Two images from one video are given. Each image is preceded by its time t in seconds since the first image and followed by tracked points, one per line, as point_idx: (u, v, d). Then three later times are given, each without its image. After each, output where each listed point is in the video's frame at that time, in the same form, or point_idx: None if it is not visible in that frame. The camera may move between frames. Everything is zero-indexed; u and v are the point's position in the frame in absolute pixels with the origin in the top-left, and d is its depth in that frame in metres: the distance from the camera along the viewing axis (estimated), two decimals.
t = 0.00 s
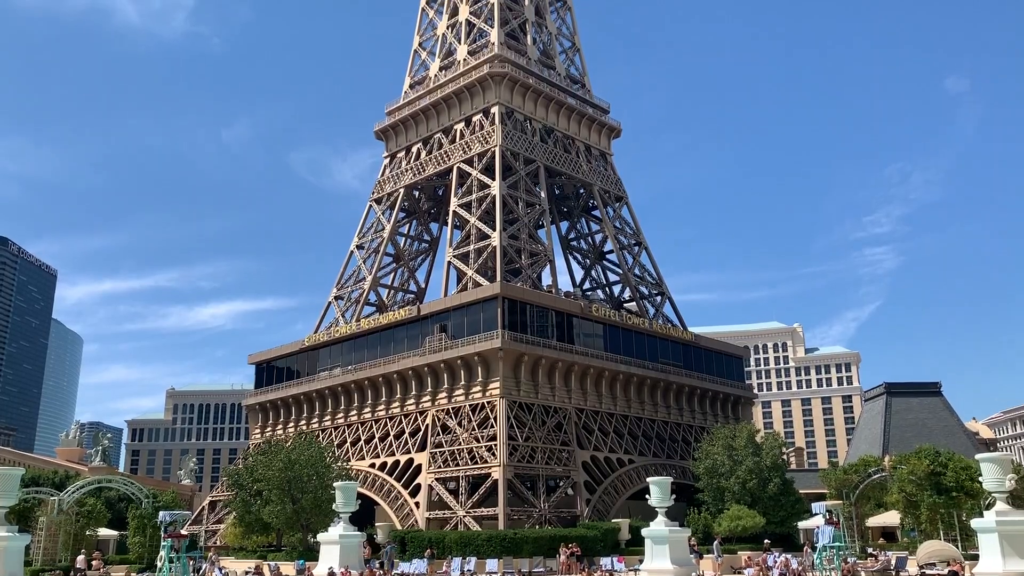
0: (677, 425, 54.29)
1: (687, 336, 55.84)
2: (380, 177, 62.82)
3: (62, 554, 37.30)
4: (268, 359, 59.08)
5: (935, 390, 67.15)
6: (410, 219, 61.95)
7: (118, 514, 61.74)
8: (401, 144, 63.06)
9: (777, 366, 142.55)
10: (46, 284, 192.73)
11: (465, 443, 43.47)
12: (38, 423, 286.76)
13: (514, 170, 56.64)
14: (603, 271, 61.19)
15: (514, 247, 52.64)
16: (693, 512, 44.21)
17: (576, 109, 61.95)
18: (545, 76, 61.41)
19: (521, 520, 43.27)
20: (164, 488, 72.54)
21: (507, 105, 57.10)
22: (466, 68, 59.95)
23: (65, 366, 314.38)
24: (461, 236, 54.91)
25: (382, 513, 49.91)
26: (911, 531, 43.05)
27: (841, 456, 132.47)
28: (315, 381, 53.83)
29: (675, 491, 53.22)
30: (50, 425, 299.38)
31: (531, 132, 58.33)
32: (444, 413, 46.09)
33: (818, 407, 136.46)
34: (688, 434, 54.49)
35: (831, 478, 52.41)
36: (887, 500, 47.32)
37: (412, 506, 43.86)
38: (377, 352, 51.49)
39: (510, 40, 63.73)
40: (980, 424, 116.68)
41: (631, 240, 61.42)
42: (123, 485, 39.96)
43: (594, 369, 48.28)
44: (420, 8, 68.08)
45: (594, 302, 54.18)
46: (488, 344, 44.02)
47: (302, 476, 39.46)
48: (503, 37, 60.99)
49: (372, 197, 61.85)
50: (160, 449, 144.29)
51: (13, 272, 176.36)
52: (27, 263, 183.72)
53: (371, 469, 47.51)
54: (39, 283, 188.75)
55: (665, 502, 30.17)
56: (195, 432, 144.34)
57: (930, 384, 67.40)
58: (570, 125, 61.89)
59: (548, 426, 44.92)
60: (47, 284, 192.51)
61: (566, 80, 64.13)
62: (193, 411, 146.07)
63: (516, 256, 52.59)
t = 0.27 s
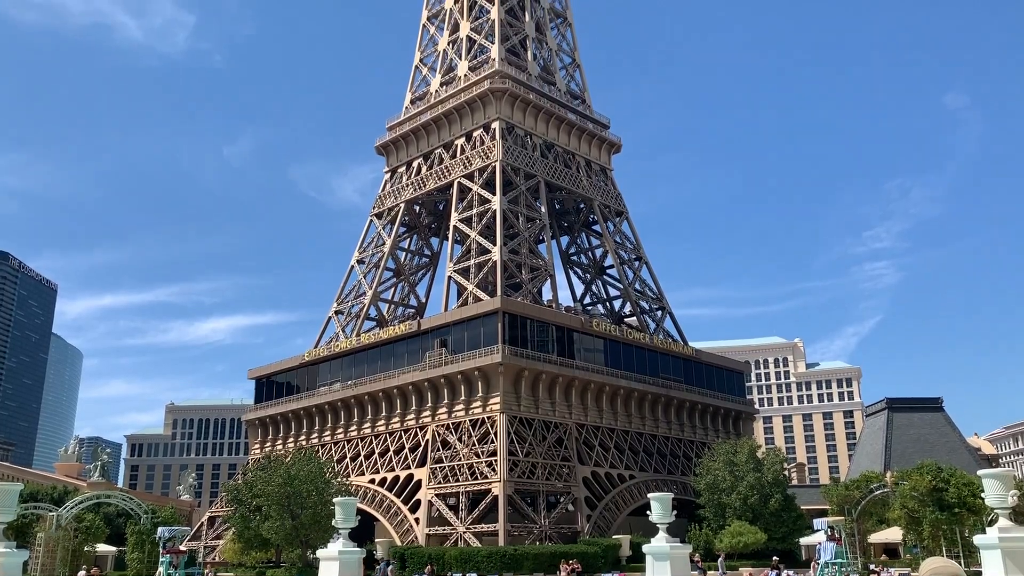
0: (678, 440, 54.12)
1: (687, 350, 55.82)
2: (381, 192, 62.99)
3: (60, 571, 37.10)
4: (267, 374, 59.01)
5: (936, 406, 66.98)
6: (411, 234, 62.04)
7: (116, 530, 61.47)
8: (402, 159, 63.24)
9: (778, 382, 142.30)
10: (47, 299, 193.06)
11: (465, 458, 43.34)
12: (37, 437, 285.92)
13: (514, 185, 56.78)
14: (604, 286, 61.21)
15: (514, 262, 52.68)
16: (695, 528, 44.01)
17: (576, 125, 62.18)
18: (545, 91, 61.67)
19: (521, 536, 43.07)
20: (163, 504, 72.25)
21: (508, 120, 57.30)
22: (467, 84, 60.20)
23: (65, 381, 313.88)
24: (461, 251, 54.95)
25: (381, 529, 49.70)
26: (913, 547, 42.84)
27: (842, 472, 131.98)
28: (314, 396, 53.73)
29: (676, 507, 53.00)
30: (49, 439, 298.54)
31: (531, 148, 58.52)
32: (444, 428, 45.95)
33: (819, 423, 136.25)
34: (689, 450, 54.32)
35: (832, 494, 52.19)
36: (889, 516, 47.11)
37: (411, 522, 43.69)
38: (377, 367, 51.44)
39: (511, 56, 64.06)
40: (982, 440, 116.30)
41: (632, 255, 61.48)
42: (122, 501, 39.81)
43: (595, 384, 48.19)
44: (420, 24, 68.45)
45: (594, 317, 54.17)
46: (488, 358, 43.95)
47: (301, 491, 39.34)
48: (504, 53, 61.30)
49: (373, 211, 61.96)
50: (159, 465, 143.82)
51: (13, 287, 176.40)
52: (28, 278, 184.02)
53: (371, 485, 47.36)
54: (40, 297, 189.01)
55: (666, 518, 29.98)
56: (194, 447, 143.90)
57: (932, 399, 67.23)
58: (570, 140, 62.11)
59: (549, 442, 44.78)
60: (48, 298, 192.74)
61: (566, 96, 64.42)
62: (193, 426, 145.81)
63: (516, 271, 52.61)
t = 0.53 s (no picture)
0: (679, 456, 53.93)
1: (688, 366, 55.74)
2: (382, 207, 63.13)
3: None
4: (268, 389, 58.91)
5: (938, 421, 66.76)
6: (412, 249, 62.13)
7: (115, 546, 61.20)
8: (403, 174, 63.42)
9: (780, 397, 141.97)
10: (48, 314, 193.18)
11: (465, 474, 43.19)
12: (37, 452, 285.12)
13: (515, 200, 56.92)
14: (605, 301, 61.20)
15: (515, 277, 52.70)
16: (696, 545, 43.79)
17: (577, 140, 62.40)
18: (546, 107, 61.94)
19: (522, 553, 42.86)
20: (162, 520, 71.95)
21: (508, 136, 57.51)
22: (468, 99, 60.47)
23: (64, 396, 313.41)
24: (462, 266, 54.98)
25: (381, 545, 49.46)
26: (916, 564, 42.61)
27: (844, 488, 131.48)
28: (315, 411, 53.62)
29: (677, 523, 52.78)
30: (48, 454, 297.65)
31: (532, 163, 58.68)
32: (444, 443, 45.81)
33: (821, 439, 135.91)
34: (691, 465, 54.13)
35: (834, 510, 51.96)
36: (891, 532, 46.87)
37: (411, 538, 43.50)
38: (377, 382, 51.37)
39: (512, 72, 64.38)
40: (984, 456, 115.91)
41: (632, 270, 61.51)
42: (121, 516, 39.65)
43: (596, 399, 48.09)
44: (422, 40, 68.85)
45: (595, 332, 54.13)
46: (489, 374, 43.89)
47: (301, 507, 39.20)
48: (505, 69, 61.61)
49: (374, 226, 62.06)
50: (158, 480, 143.35)
51: (14, 301, 176.54)
52: (29, 293, 184.24)
53: (371, 501, 47.18)
54: (41, 312, 189.17)
55: (667, 535, 29.82)
56: (194, 462, 143.47)
57: (934, 415, 67.02)
58: (570, 156, 62.28)
59: (550, 457, 44.64)
60: (49, 313, 192.90)
61: (567, 112, 64.67)
62: (193, 441, 145.49)
63: (517, 286, 52.62)
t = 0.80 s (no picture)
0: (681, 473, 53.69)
1: (689, 382, 55.64)
2: (384, 222, 63.25)
3: None
4: (268, 405, 58.78)
5: (940, 438, 66.56)
6: (413, 264, 62.18)
7: (113, 563, 60.85)
8: (404, 190, 63.58)
9: (781, 413, 141.62)
10: (48, 329, 193.19)
11: (466, 490, 43.03)
12: (37, 467, 283.97)
13: (516, 216, 57.02)
14: (606, 316, 61.17)
15: (516, 292, 52.70)
16: (698, 562, 43.53)
17: (578, 156, 62.59)
18: (547, 123, 62.16)
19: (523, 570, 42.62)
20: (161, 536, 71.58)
21: (510, 152, 57.69)
22: (469, 116, 60.72)
23: (64, 411, 312.71)
24: (463, 281, 54.99)
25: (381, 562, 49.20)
26: None
27: (847, 504, 130.92)
28: (315, 427, 53.50)
29: (679, 540, 52.50)
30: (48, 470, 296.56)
31: (533, 179, 58.83)
32: (445, 460, 45.63)
33: (823, 455, 135.49)
34: (692, 482, 53.89)
35: (836, 527, 51.67)
36: (894, 550, 46.61)
37: (411, 555, 43.28)
38: (378, 397, 51.27)
39: (513, 89, 64.67)
40: (987, 472, 115.51)
41: (634, 285, 61.53)
42: (120, 533, 39.45)
43: (597, 415, 47.95)
44: (424, 57, 69.21)
45: (596, 348, 54.07)
46: (490, 389, 43.81)
47: (301, 524, 39.04)
48: (506, 85, 61.88)
49: (375, 242, 62.15)
50: (158, 496, 142.74)
51: (15, 316, 176.42)
52: (30, 308, 184.24)
53: (371, 517, 46.99)
54: (41, 327, 189.13)
55: (668, 552, 29.63)
56: (194, 478, 143.00)
57: (936, 431, 66.83)
58: (571, 171, 62.46)
59: (551, 474, 44.47)
60: (49, 328, 192.79)
61: (568, 128, 64.91)
62: (193, 456, 145.04)
63: (518, 301, 52.60)
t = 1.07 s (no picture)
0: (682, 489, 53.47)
1: (691, 397, 55.53)
2: (385, 238, 63.38)
3: None
4: (268, 421, 58.67)
5: (943, 453, 66.32)
6: (414, 279, 62.25)
7: None
8: (405, 206, 63.74)
9: (783, 429, 141.25)
10: (49, 345, 193.40)
11: (467, 507, 42.88)
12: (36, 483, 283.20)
13: (517, 231, 57.13)
14: (607, 331, 61.14)
15: (517, 308, 52.71)
16: None
17: (579, 172, 62.78)
18: (548, 139, 62.40)
19: None
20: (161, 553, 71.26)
21: (511, 168, 57.89)
22: (470, 131, 60.98)
23: (64, 427, 312.19)
24: (464, 297, 55.01)
25: None
26: None
27: (849, 521, 130.31)
28: (315, 442, 53.38)
29: (681, 557, 52.22)
30: (47, 486, 295.62)
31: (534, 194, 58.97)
32: (445, 476, 45.48)
33: (825, 471, 135.04)
34: (695, 498, 53.66)
35: (839, 544, 51.38)
36: (897, 567, 46.34)
37: (412, 572, 43.07)
38: (378, 413, 51.17)
39: (514, 105, 64.98)
40: (990, 488, 115.06)
41: (635, 301, 61.55)
42: (119, 549, 39.28)
43: (598, 431, 47.82)
44: (425, 73, 69.61)
45: (597, 363, 54.01)
46: (491, 405, 43.72)
47: (302, 540, 38.88)
48: (507, 101, 62.18)
49: (376, 257, 62.24)
50: (158, 513, 142.24)
51: (17, 332, 176.40)
52: (32, 324, 184.49)
53: (371, 534, 46.82)
54: (42, 342, 189.28)
55: (671, 568, 29.45)
56: (194, 494, 142.56)
57: (939, 447, 66.60)
58: (572, 187, 62.62)
59: (552, 490, 44.31)
60: (50, 344, 192.92)
61: (568, 144, 65.14)
62: (193, 472, 144.70)
63: (519, 316, 52.59)
